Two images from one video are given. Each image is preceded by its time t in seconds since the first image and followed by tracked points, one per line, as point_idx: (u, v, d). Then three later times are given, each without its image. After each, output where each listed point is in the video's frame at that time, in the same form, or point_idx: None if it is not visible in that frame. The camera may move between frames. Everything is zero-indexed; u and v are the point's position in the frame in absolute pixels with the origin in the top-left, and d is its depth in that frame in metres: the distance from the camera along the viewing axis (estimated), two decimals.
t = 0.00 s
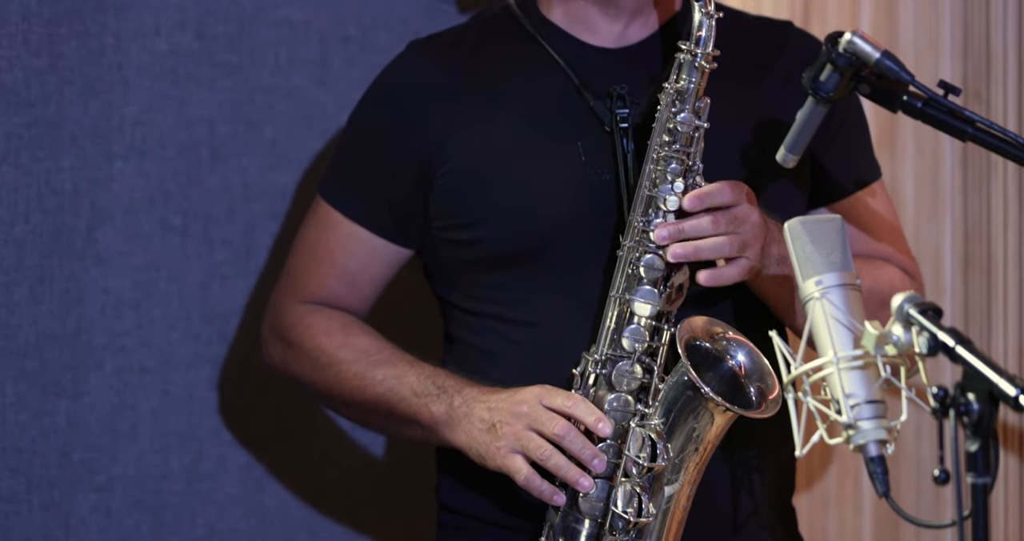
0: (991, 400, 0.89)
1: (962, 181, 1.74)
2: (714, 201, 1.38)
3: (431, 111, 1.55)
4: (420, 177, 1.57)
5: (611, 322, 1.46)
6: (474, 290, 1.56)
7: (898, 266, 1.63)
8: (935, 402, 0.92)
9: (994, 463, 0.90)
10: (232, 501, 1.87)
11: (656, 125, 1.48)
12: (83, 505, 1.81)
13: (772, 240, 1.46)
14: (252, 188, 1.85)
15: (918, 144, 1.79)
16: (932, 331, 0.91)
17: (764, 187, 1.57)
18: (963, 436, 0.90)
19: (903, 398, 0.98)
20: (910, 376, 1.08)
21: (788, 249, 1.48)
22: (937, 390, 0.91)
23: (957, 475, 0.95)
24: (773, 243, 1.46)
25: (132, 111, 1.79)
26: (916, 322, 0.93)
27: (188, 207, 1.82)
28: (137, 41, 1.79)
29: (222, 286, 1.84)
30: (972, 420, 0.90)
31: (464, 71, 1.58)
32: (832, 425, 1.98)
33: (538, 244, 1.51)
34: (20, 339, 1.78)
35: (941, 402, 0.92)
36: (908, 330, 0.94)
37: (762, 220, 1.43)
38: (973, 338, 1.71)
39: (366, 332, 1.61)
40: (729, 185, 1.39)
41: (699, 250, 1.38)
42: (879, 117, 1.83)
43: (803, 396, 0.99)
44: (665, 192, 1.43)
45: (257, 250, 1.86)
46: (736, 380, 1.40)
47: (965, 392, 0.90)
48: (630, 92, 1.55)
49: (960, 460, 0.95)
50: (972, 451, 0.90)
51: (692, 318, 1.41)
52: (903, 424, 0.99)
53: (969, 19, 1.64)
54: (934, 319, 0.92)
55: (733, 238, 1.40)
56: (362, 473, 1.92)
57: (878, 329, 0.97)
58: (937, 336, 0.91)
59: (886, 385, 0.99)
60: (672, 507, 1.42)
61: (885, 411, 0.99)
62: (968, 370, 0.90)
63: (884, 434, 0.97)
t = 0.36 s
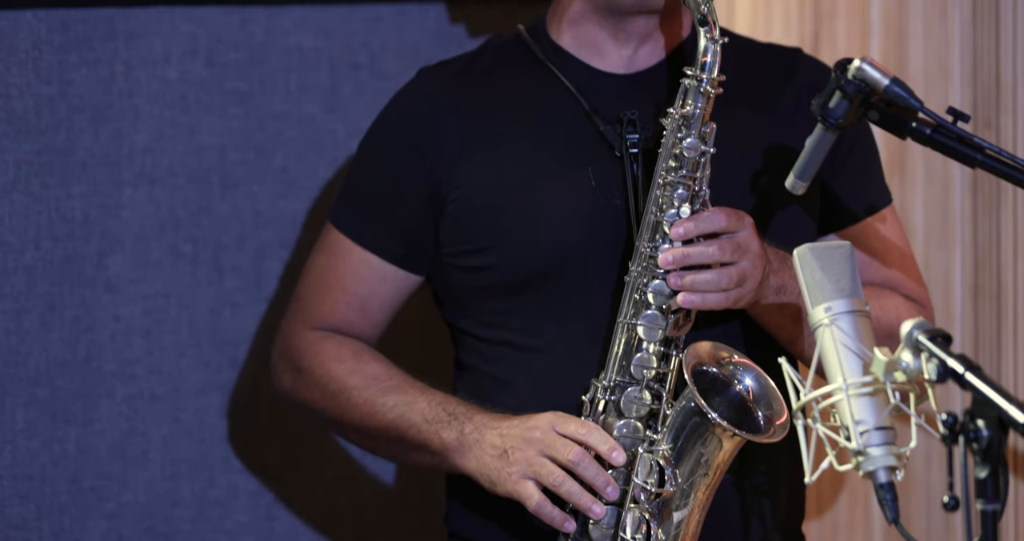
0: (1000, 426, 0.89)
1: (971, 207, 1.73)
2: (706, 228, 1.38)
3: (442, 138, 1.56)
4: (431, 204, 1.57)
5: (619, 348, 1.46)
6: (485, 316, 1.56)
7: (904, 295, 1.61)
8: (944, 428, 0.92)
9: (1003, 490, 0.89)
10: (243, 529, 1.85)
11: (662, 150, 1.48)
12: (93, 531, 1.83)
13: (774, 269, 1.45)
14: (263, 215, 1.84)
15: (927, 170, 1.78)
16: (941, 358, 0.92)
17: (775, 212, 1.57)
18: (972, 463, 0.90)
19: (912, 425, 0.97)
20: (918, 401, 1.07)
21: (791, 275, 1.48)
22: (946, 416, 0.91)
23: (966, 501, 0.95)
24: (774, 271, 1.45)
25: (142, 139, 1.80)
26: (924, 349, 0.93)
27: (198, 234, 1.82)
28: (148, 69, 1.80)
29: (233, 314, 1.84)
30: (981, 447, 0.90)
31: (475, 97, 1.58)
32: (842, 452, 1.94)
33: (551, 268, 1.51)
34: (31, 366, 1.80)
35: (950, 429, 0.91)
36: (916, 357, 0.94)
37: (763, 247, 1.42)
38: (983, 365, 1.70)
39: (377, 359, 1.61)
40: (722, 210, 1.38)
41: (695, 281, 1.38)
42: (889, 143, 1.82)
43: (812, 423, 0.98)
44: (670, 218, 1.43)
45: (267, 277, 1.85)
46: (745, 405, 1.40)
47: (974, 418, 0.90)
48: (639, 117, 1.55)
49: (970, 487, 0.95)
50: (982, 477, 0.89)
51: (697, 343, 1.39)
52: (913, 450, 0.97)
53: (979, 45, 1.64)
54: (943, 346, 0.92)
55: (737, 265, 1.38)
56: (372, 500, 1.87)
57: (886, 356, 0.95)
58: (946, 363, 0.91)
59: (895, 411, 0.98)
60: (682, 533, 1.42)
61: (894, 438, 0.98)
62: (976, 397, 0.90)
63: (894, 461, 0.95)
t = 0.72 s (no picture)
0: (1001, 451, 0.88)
1: (974, 231, 1.74)
2: (708, 260, 1.38)
3: (443, 168, 1.56)
4: (434, 235, 1.57)
5: (621, 381, 1.45)
6: (487, 346, 1.56)
7: (908, 322, 1.61)
8: (946, 454, 0.91)
9: (1005, 515, 0.89)
10: None
11: (665, 184, 1.48)
12: None
13: (782, 297, 1.45)
14: (264, 241, 1.85)
15: (928, 197, 1.78)
16: (943, 384, 0.91)
17: (775, 239, 1.57)
18: (974, 488, 0.89)
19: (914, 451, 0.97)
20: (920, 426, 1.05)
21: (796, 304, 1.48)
22: (947, 442, 0.91)
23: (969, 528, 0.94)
24: (782, 300, 1.45)
25: (144, 165, 1.80)
26: (926, 375, 0.92)
27: (200, 260, 1.83)
28: (149, 95, 1.80)
29: (235, 340, 1.84)
30: (983, 472, 0.89)
31: (477, 125, 1.58)
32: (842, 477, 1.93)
33: (553, 298, 1.50)
34: (33, 392, 1.78)
35: (952, 454, 0.91)
36: (918, 383, 0.93)
37: (767, 275, 1.41)
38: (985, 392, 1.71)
39: (379, 389, 1.60)
40: (724, 242, 1.38)
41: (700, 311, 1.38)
42: (890, 169, 1.81)
43: (815, 447, 0.97)
44: (673, 250, 1.43)
45: (269, 304, 1.86)
46: (747, 438, 1.38)
47: (976, 444, 0.89)
48: (641, 148, 1.56)
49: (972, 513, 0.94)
50: (984, 503, 0.88)
51: (702, 378, 1.41)
52: (914, 475, 0.97)
53: (980, 71, 1.66)
54: (943, 373, 0.91)
55: (743, 294, 1.38)
56: (374, 531, 1.88)
57: (888, 382, 0.95)
58: (947, 388, 0.90)
59: (896, 437, 0.97)
60: None
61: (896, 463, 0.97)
62: (977, 422, 0.89)
63: (895, 486, 0.95)
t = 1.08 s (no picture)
0: (999, 497, 0.87)
1: (971, 276, 1.73)
2: (712, 310, 1.39)
3: (444, 215, 1.56)
4: (434, 282, 1.58)
5: (622, 435, 1.45)
6: (487, 394, 1.56)
7: (902, 372, 1.59)
8: (944, 499, 0.90)
9: None
10: None
11: (668, 238, 1.46)
12: None
13: (789, 339, 1.46)
14: (263, 287, 1.86)
15: (926, 243, 1.80)
16: (939, 429, 0.89)
17: (773, 285, 1.60)
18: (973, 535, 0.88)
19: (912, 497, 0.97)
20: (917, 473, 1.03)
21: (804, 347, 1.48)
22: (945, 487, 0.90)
23: None
24: (789, 343, 1.46)
25: (143, 211, 1.79)
26: (923, 420, 0.91)
27: (199, 306, 1.82)
28: (149, 140, 1.79)
29: (233, 386, 1.84)
30: (981, 517, 0.88)
31: (478, 171, 1.59)
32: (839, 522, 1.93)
33: (553, 345, 1.50)
34: (31, 439, 1.74)
35: (950, 499, 0.90)
36: (915, 428, 0.92)
37: (773, 320, 1.42)
38: (982, 438, 1.72)
39: (378, 437, 1.59)
40: (727, 291, 1.39)
41: (700, 365, 1.39)
42: (888, 216, 1.85)
43: (812, 493, 0.97)
44: (676, 303, 1.43)
45: (267, 350, 1.86)
46: (749, 491, 1.37)
47: (974, 489, 0.88)
48: (641, 197, 1.55)
49: None
50: None
51: (705, 429, 1.38)
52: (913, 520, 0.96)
53: (978, 121, 1.64)
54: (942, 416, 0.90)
55: (746, 341, 1.39)
56: None
57: (885, 427, 0.94)
58: (944, 433, 0.89)
59: (894, 481, 0.97)
60: None
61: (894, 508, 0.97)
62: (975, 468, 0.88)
63: (894, 531, 0.95)
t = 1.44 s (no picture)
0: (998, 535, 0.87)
1: (968, 316, 1.73)
2: (718, 346, 1.40)
3: (442, 252, 1.57)
4: (433, 319, 1.58)
5: (627, 467, 1.44)
6: (485, 431, 1.56)
7: (901, 408, 1.59)
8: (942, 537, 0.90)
9: None
10: None
11: (675, 270, 1.46)
12: None
13: (789, 380, 1.47)
14: (261, 326, 1.86)
15: (924, 279, 1.80)
16: (938, 467, 0.89)
17: (770, 323, 1.58)
18: None
19: (909, 533, 0.97)
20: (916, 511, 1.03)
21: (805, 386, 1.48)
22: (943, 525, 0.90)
23: None
24: (789, 384, 1.47)
25: (141, 251, 1.79)
26: (922, 458, 0.90)
27: (196, 345, 1.82)
28: (146, 180, 1.79)
29: (232, 424, 1.85)
30: None
31: (476, 208, 1.59)
32: None
33: (553, 382, 1.50)
34: (29, 478, 1.72)
35: (948, 537, 0.90)
36: (914, 466, 0.92)
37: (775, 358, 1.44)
38: (981, 477, 1.72)
39: (379, 471, 1.59)
40: (733, 328, 1.41)
41: (706, 400, 1.38)
42: (886, 255, 1.85)
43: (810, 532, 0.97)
44: (682, 336, 1.42)
45: (265, 388, 1.87)
46: (754, 525, 1.33)
47: (971, 527, 0.88)
48: (642, 232, 1.56)
49: None
50: None
51: (711, 464, 1.37)
52: None
53: (975, 155, 1.66)
54: (940, 454, 0.89)
55: (751, 379, 1.40)
56: None
57: (883, 464, 0.94)
58: (942, 471, 0.89)
59: (892, 519, 0.97)
60: None
61: None
62: (973, 506, 0.88)
63: None
